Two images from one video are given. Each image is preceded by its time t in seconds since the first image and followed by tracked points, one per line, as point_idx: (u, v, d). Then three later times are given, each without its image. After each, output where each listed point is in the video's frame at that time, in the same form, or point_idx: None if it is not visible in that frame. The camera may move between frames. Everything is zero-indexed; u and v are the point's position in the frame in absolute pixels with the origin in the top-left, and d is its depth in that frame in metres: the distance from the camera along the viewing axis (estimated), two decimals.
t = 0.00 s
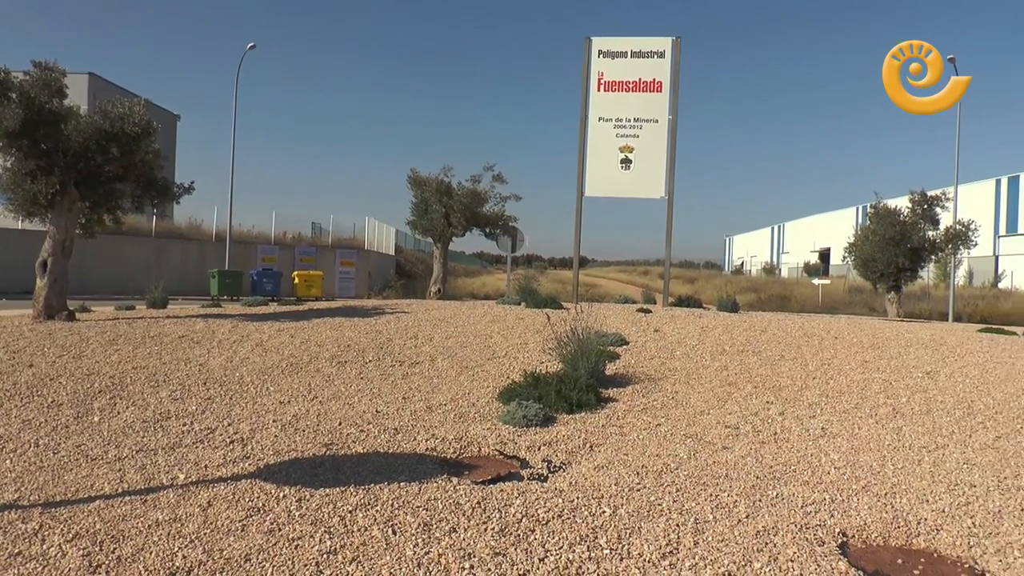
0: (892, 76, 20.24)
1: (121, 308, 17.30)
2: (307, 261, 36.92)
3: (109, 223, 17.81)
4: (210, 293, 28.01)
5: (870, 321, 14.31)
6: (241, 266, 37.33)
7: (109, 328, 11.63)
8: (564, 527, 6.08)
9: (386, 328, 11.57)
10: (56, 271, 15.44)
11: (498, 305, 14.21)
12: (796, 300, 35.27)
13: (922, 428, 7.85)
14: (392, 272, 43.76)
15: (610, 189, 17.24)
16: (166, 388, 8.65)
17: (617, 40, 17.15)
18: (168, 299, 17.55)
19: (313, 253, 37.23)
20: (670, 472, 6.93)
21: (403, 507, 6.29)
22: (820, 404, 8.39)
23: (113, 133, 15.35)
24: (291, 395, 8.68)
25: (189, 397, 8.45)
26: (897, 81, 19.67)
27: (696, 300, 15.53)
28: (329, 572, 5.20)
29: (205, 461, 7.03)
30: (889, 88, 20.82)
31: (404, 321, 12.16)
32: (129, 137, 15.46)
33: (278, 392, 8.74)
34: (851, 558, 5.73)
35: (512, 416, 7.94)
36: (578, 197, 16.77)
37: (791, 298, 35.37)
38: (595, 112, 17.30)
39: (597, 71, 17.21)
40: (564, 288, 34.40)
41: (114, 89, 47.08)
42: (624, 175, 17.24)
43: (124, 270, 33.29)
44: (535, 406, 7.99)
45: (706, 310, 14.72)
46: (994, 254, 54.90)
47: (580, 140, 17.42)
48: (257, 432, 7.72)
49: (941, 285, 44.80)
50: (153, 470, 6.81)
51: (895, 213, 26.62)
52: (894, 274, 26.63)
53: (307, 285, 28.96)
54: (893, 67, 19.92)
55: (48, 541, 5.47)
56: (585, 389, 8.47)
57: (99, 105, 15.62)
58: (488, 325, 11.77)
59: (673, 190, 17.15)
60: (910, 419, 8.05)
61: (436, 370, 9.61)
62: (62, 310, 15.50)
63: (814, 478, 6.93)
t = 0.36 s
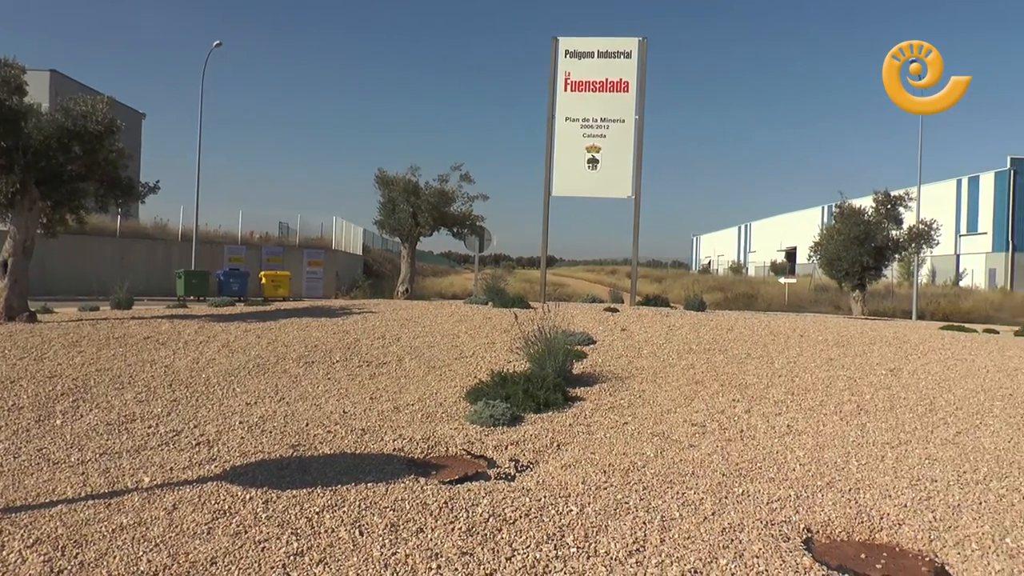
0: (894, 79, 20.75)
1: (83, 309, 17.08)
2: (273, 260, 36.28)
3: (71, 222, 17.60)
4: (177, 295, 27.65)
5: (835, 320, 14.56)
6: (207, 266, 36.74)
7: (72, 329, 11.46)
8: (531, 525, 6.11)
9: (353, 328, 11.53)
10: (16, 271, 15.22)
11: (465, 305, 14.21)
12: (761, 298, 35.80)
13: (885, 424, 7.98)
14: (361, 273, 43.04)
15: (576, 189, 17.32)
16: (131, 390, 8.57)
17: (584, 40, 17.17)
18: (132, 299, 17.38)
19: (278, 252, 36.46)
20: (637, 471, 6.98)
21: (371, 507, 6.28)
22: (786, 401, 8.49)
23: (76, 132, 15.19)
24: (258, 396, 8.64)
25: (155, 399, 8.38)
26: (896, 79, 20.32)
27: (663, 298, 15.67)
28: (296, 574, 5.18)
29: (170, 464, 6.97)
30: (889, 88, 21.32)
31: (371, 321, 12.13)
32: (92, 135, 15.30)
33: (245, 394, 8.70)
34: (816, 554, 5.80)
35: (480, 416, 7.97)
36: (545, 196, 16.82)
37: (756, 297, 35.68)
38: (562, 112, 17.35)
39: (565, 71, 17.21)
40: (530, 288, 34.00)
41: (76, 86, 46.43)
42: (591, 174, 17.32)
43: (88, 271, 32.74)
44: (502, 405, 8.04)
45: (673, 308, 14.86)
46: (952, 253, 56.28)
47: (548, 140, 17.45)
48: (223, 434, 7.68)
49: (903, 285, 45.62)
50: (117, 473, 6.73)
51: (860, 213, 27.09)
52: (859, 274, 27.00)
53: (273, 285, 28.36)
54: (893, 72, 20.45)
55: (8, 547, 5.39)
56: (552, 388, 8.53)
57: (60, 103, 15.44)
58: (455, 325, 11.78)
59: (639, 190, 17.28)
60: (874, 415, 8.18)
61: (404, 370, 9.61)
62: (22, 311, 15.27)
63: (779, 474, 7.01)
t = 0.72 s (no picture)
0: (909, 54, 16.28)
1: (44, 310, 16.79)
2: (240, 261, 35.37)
3: (33, 222, 17.17)
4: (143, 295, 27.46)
5: (797, 319, 14.79)
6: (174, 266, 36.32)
7: (34, 330, 11.27)
8: (498, 525, 6.12)
9: (321, 329, 11.47)
10: None
11: (433, 304, 14.19)
12: (728, 298, 36.08)
13: (849, 422, 8.09)
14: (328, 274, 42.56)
15: (543, 189, 17.37)
16: (95, 391, 8.47)
17: (550, 41, 17.24)
18: (96, 299, 17.15)
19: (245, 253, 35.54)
20: (603, 470, 7.01)
21: (337, 508, 6.25)
22: (751, 400, 8.58)
23: (37, 129, 15.06)
24: (224, 397, 8.58)
25: (119, 401, 8.29)
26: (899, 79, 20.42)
27: (631, 298, 15.79)
28: None
29: (134, 466, 6.90)
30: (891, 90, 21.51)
31: (338, 321, 12.08)
32: (54, 133, 15.19)
33: (211, 395, 8.63)
34: (781, 551, 5.86)
35: (447, 416, 7.98)
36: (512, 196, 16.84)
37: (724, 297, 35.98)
38: (529, 112, 17.39)
39: (532, 72, 17.27)
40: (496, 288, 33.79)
41: (38, 83, 45.69)
42: (559, 175, 17.38)
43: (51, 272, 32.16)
44: (469, 405, 8.06)
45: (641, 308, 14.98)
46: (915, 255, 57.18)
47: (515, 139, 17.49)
48: (189, 436, 7.61)
49: (864, 285, 46.16)
50: (79, 476, 6.64)
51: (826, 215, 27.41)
52: (825, 274, 27.36)
53: (240, 285, 27.96)
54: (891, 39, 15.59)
55: None
56: (518, 388, 8.56)
57: (21, 100, 15.31)
58: (422, 325, 11.76)
59: (607, 190, 17.36)
60: (838, 414, 8.28)
61: (372, 370, 9.58)
62: None
63: (745, 473, 7.08)
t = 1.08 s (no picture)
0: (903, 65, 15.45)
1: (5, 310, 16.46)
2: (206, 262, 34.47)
3: None
4: (108, 294, 26.98)
5: (760, 319, 14.97)
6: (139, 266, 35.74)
7: None
8: (464, 525, 6.11)
9: (287, 329, 11.40)
10: None
11: (400, 305, 14.14)
12: (695, 298, 36.32)
13: (814, 422, 8.19)
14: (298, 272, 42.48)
15: (513, 190, 17.41)
16: (57, 393, 8.34)
17: (519, 42, 17.27)
18: (59, 299, 16.86)
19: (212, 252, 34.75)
20: (569, 469, 7.04)
21: (303, 510, 6.21)
22: (717, 400, 8.66)
23: None
24: (189, 398, 8.50)
25: (81, 402, 8.18)
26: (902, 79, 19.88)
27: (597, 299, 15.88)
28: None
29: (97, 468, 6.80)
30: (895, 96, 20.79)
31: (306, 321, 12.01)
32: (16, 130, 14.90)
33: (176, 396, 8.55)
34: (745, 549, 5.92)
35: (414, 416, 7.98)
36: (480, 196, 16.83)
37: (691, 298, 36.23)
38: (497, 112, 17.40)
39: (501, 72, 17.29)
40: (464, 289, 33.72)
41: None
42: (526, 175, 17.42)
43: (12, 271, 31.48)
44: (436, 406, 8.07)
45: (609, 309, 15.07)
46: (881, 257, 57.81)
47: (483, 140, 17.49)
48: (153, 437, 7.52)
49: (830, 285, 46.83)
50: (39, 480, 6.53)
51: (792, 216, 27.77)
52: (791, 274, 27.54)
53: (206, 285, 27.63)
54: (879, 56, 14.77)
55: None
56: (486, 389, 8.57)
57: None
58: (389, 325, 11.73)
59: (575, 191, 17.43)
60: (803, 413, 8.38)
61: (338, 370, 9.55)
62: None
63: (711, 472, 7.13)
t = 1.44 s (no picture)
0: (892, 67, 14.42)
1: None
2: (172, 259, 33.99)
3: None
4: (71, 291, 26.52)
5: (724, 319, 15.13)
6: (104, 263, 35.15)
7: None
8: (430, 525, 6.10)
9: (254, 328, 11.31)
10: None
11: (368, 304, 14.08)
12: (662, 298, 36.56)
13: (778, 420, 8.28)
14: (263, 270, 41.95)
15: (480, 189, 17.40)
16: (17, 392, 8.20)
17: (487, 41, 17.31)
18: (20, 295, 16.57)
19: (178, 249, 34.27)
20: (536, 468, 7.06)
21: (268, 510, 6.16)
22: (683, 399, 8.73)
23: None
24: (154, 397, 8.41)
25: (43, 402, 8.05)
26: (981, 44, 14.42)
27: (565, 297, 15.94)
28: None
29: (57, 469, 6.70)
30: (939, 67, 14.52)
31: (273, 319, 11.92)
32: None
33: (140, 395, 8.44)
34: (709, 546, 5.97)
35: (380, 415, 7.97)
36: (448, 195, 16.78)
37: (659, 297, 36.49)
38: (465, 111, 17.39)
39: (469, 71, 17.30)
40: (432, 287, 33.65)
41: None
42: (494, 174, 17.42)
43: None
44: (402, 405, 8.06)
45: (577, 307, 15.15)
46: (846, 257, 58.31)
47: (451, 138, 17.45)
48: (116, 437, 7.43)
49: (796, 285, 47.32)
50: None
51: (758, 217, 28.07)
52: (757, 274, 27.89)
53: (172, 282, 27.27)
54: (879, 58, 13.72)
55: None
56: (452, 388, 8.58)
57: None
58: (357, 324, 11.68)
59: (543, 190, 17.45)
60: (768, 412, 8.48)
61: (305, 369, 9.50)
62: None
63: (676, 470, 7.19)
